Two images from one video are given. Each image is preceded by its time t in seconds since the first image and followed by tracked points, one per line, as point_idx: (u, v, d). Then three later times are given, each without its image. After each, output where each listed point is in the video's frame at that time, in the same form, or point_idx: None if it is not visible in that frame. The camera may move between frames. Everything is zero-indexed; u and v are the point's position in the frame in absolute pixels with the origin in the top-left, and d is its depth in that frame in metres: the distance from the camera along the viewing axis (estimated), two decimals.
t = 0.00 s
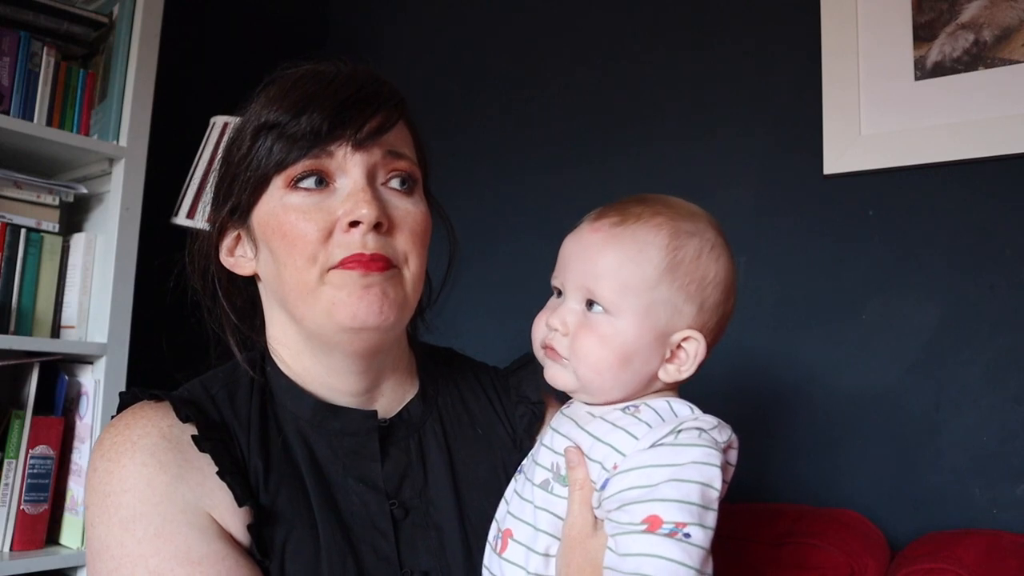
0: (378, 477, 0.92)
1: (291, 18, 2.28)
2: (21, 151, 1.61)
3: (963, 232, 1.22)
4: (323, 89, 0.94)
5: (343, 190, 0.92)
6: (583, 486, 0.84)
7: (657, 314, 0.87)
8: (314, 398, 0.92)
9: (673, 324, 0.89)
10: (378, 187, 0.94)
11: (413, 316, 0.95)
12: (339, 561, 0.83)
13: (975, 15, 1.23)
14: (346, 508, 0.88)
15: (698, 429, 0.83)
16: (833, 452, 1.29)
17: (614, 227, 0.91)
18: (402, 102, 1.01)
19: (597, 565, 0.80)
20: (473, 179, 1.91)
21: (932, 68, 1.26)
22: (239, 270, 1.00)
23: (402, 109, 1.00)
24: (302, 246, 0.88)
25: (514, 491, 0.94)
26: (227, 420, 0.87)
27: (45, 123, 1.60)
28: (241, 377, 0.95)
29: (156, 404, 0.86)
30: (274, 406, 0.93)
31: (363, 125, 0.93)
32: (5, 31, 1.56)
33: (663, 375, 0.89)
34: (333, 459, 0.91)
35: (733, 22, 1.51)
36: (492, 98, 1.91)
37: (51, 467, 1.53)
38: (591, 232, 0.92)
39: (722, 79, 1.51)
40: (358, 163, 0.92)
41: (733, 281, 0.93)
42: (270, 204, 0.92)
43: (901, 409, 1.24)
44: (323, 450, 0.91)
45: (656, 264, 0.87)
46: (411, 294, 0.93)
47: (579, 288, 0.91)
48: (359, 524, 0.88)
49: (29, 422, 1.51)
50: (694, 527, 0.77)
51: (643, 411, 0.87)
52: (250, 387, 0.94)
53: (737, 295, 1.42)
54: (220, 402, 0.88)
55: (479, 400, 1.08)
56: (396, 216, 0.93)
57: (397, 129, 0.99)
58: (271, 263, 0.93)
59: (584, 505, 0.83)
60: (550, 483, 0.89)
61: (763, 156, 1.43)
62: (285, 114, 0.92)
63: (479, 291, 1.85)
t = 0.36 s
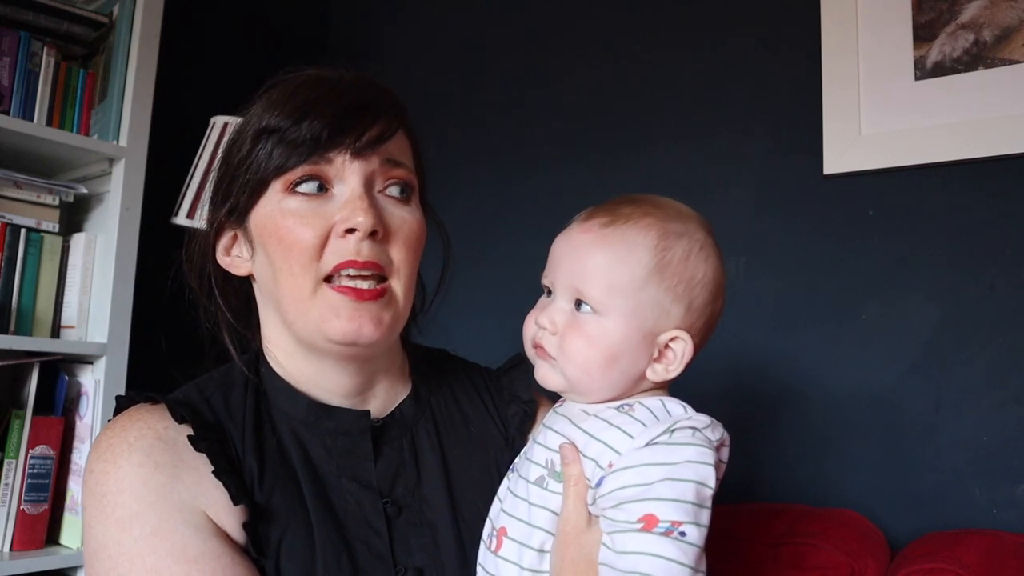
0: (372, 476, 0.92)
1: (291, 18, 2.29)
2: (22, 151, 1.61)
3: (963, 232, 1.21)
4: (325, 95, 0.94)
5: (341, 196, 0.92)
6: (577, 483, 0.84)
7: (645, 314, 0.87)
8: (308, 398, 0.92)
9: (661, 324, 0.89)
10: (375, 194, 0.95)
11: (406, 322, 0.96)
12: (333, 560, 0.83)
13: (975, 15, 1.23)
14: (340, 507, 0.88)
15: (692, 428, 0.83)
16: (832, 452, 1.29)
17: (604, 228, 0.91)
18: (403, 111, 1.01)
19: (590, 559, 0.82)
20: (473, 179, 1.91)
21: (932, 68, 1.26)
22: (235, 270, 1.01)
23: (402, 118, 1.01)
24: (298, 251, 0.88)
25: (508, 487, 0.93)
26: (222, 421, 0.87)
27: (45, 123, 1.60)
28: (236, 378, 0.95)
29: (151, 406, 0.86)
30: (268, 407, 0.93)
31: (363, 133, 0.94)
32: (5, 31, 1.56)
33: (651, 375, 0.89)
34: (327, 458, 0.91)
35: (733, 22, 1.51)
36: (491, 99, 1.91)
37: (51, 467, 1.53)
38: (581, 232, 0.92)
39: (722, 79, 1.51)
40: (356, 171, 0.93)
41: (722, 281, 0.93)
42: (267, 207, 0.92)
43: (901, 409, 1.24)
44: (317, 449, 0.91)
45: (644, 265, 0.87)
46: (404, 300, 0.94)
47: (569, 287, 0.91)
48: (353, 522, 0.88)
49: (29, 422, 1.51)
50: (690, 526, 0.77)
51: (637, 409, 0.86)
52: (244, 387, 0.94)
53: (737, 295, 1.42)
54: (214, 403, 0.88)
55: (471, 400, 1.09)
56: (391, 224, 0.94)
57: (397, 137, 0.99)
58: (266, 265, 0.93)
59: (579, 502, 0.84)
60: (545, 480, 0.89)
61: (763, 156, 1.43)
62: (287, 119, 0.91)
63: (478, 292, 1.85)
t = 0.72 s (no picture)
0: (369, 477, 0.92)
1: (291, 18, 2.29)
2: (22, 151, 1.61)
3: (963, 232, 1.21)
4: (322, 96, 0.94)
5: (331, 199, 0.91)
6: (575, 483, 0.84)
7: (637, 310, 0.87)
8: (306, 400, 0.92)
9: (653, 319, 0.89)
10: (367, 198, 0.94)
11: (395, 326, 0.95)
12: (331, 560, 0.83)
13: (975, 15, 1.23)
14: (337, 508, 0.88)
15: (689, 429, 0.84)
16: (832, 452, 1.29)
17: (592, 227, 0.91)
18: (403, 113, 1.00)
19: (587, 558, 0.81)
20: (473, 179, 1.91)
21: (932, 68, 1.25)
22: (235, 267, 1.01)
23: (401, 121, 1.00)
24: (286, 252, 0.88)
25: (506, 488, 0.93)
26: (220, 421, 0.87)
27: (45, 123, 1.60)
28: (234, 379, 0.95)
29: (148, 407, 0.86)
30: (265, 408, 0.93)
31: (356, 136, 0.93)
32: (5, 31, 1.56)
33: (646, 370, 0.89)
34: (325, 459, 0.91)
35: (733, 22, 1.51)
36: (491, 99, 1.91)
37: (51, 467, 1.53)
38: (570, 233, 0.93)
39: (722, 79, 1.51)
40: (347, 174, 0.92)
41: (712, 275, 0.93)
42: (259, 207, 0.92)
43: (901, 409, 1.24)
44: (315, 450, 0.91)
45: (633, 260, 0.88)
46: (392, 306, 0.93)
47: (561, 287, 0.91)
48: (350, 523, 0.88)
49: (29, 422, 1.51)
50: (688, 525, 0.77)
51: (634, 410, 0.87)
52: (242, 388, 0.94)
53: (736, 295, 1.42)
54: (212, 404, 0.88)
55: (469, 403, 1.08)
56: (381, 229, 0.93)
57: (395, 140, 0.99)
58: (259, 266, 0.93)
59: (578, 503, 0.83)
60: (544, 481, 0.89)
61: (763, 157, 1.43)
62: (283, 118, 0.92)
63: (478, 292, 1.85)
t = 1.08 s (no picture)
0: (382, 479, 0.92)
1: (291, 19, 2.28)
2: (22, 151, 1.61)
3: (963, 232, 1.22)
4: (340, 97, 0.92)
5: (352, 205, 0.91)
6: (586, 491, 0.84)
7: (642, 316, 0.88)
8: (321, 401, 0.92)
9: (658, 325, 0.89)
10: (387, 201, 0.93)
11: (416, 329, 0.96)
12: (343, 562, 0.83)
13: (975, 15, 1.23)
14: (351, 511, 0.88)
15: (701, 435, 0.84)
16: (832, 452, 1.29)
17: (593, 234, 0.91)
18: (421, 111, 0.99)
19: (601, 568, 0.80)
20: (473, 179, 1.91)
21: (932, 68, 1.26)
22: (251, 269, 1.00)
23: (420, 119, 0.98)
24: (308, 259, 0.88)
25: (513, 495, 0.93)
26: (234, 422, 0.87)
27: (45, 123, 1.60)
28: (248, 379, 0.95)
29: (162, 405, 0.86)
30: (279, 408, 0.93)
31: (377, 138, 0.92)
32: (5, 31, 1.55)
33: (654, 376, 0.89)
34: (338, 462, 0.91)
35: (733, 22, 1.51)
36: (492, 99, 1.91)
37: (51, 467, 1.53)
38: (571, 241, 0.93)
39: (722, 79, 1.51)
40: (368, 178, 0.91)
41: (716, 276, 0.93)
42: (278, 212, 0.92)
43: (902, 409, 1.24)
44: (329, 453, 0.91)
45: (636, 266, 0.88)
46: (414, 309, 0.93)
47: (564, 296, 0.91)
48: (363, 526, 0.88)
49: (29, 422, 1.51)
50: (703, 534, 0.77)
51: (645, 418, 0.86)
52: (256, 388, 0.94)
53: (737, 295, 1.42)
54: (226, 404, 0.88)
55: (482, 407, 1.08)
56: (403, 233, 0.93)
57: (413, 139, 0.97)
58: (278, 269, 0.93)
59: (588, 513, 0.83)
60: (553, 489, 0.88)
61: (763, 157, 1.43)
62: (300, 121, 0.90)
63: (479, 292, 1.85)
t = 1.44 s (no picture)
0: (397, 480, 0.92)
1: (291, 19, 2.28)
2: (22, 151, 1.61)
3: (963, 233, 1.22)
4: (351, 102, 0.92)
5: (364, 212, 0.90)
6: (599, 496, 0.83)
7: (674, 315, 0.88)
8: (336, 402, 0.93)
9: (689, 327, 0.89)
10: (400, 207, 0.93)
11: (432, 335, 0.96)
12: (359, 563, 0.83)
13: (975, 15, 1.23)
14: (366, 512, 0.88)
15: (716, 443, 0.84)
16: (833, 452, 1.29)
17: (633, 229, 0.91)
18: (430, 113, 0.98)
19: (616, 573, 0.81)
20: (473, 179, 1.91)
21: (932, 68, 1.26)
22: (265, 272, 1.00)
23: (430, 121, 0.98)
24: (321, 268, 0.88)
25: (525, 497, 0.93)
26: (250, 424, 0.87)
27: (45, 123, 1.60)
28: (262, 379, 0.95)
29: (176, 406, 0.86)
30: (294, 409, 0.93)
31: (387, 144, 0.91)
32: (4, 31, 1.55)
33: (677, 379, 0.89)
34: (354, 464, 0.91)
35: (733, 22, 1.51)
36: (491, 98, 1.91)
37: (51, 467, 1.53)
38: (611, 232, 0.93)
39: (722, 79, 1.52)
40: (380, 185, 0.91)
41: (749, 289, 0.94)
42: (290, 220, 0.92)
43: (902, 408, 1.24)
44: (345, 456, 0.92)
45: (674, 265, 0.88)
46: (429, 316, 0.93)
47: (598, 285, 0.91)
48: (378, 528, 0.88)
49: (29, 422, 1.51)
50: (718, 543, 0.78)
51: (660, 423, 0.87)
52: (271, 389, 0.94)
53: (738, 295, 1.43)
54: (241, 405, 0.88)
55: (495, 409, 1.08)
56: (416, 240, 0.93)
57: (425, 142, 0.97)
58: (292, 275, 0.93)
59: (602, 517, 0.83)
60: (566, 492, 0.88)
61: (763, 157, 1.43)
62: (311, 127, 0.90)
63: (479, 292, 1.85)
